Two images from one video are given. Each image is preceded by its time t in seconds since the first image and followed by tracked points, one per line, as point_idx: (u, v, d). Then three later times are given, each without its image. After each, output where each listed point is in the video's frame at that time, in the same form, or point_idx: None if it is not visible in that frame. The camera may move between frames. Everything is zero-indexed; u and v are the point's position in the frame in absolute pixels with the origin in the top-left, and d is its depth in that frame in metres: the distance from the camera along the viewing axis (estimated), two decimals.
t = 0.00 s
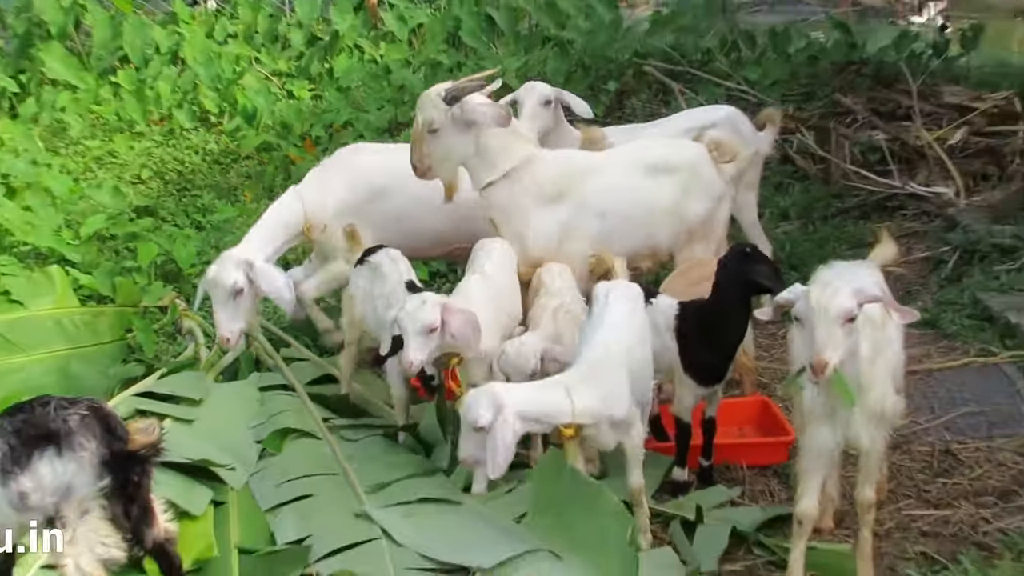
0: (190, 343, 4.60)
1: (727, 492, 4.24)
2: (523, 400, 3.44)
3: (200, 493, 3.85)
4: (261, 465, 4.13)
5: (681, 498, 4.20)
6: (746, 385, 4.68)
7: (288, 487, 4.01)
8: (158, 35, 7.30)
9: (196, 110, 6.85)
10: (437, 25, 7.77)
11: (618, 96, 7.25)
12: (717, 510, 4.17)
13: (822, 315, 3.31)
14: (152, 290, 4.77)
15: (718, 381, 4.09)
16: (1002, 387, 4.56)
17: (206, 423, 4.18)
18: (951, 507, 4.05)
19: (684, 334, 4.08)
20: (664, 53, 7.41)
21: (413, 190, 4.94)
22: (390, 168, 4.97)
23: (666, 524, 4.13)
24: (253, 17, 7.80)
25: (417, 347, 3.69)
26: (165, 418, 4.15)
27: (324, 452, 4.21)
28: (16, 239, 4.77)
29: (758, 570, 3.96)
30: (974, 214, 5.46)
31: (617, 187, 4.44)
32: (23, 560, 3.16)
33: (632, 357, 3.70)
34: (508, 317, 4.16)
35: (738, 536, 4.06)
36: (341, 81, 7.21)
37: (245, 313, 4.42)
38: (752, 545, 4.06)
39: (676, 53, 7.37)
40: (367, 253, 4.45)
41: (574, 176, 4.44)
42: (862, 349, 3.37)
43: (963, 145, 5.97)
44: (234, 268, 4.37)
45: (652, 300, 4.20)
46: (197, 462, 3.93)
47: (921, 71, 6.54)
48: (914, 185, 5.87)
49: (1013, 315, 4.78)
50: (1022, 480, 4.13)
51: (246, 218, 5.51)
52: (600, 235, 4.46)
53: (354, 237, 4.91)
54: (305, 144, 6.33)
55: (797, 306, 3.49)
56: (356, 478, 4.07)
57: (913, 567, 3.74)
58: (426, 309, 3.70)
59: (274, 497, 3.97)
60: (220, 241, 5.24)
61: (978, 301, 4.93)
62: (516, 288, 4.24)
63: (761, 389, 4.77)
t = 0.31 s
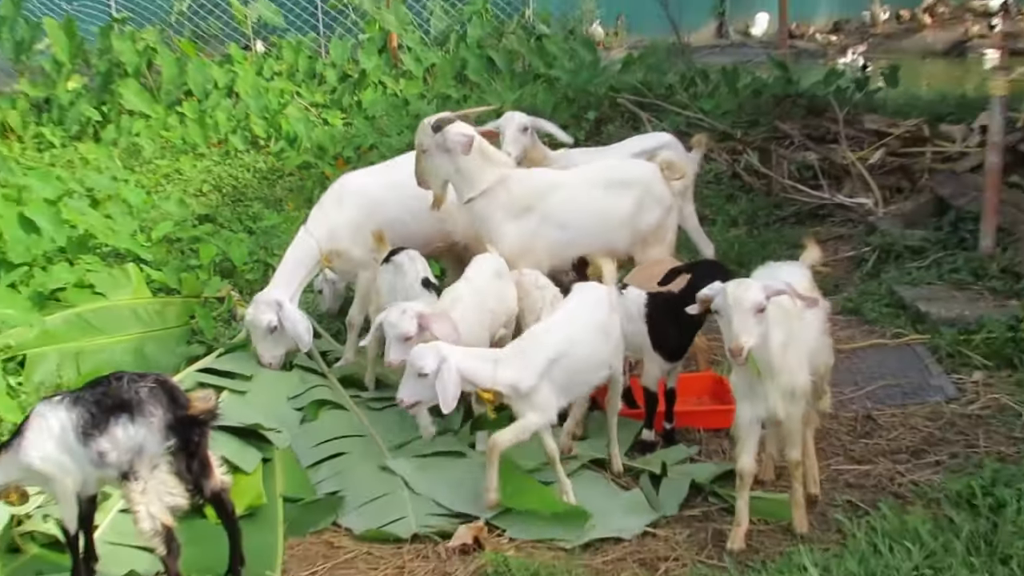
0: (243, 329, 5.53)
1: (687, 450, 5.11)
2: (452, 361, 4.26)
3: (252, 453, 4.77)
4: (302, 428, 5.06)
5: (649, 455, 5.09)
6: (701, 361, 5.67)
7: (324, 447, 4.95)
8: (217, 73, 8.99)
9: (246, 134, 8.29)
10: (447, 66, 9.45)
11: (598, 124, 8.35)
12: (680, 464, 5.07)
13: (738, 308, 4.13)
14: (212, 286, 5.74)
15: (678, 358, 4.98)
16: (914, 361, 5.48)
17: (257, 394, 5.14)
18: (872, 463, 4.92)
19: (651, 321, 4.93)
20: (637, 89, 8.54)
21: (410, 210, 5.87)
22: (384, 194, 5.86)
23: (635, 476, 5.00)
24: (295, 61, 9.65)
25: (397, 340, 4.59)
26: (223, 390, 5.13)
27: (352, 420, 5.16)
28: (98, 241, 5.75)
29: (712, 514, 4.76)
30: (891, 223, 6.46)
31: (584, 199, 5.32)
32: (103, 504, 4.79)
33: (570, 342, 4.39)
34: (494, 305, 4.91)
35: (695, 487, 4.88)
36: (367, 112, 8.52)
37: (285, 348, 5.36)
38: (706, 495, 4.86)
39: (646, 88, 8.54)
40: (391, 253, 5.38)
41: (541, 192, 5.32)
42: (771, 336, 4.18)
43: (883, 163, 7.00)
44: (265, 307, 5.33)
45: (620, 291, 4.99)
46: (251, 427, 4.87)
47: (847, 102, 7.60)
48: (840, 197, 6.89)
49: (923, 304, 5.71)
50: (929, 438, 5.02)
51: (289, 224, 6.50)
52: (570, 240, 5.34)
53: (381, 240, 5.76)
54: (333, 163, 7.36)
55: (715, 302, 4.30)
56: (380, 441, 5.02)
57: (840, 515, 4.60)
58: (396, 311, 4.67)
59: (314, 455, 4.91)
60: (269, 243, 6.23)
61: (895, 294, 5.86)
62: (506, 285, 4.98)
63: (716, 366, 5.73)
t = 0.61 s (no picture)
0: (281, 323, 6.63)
1: (656, 425, 6.00)
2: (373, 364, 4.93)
3: (290, 427, 5.70)
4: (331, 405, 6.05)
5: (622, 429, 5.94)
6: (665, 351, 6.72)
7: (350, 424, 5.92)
8: (262, 108, 10.89)
9: (288, 159, 10.27)
10: (456, 102, 11.08)
11: (581, 153, 9.63)
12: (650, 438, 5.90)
13: (678, 302, 4.89)
14: (258, 287, 6.88)
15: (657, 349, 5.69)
16: (845, 350, 6.49)
17: (293, 376, 6.15)
18: (810, 437, 5.67)
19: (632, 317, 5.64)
20: (615, 123, 9.82)
21: (417, 227, 6.83)
22: (392, 213, 6.81)
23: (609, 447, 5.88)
24: (329, 98, 11.34)
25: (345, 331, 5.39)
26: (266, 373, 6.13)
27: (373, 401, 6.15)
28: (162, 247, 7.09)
29: (678, 479, 5.55)
30: (827, 235, 7.83)
31: (564, 215, 6.35)
32: (166, 468, 5.61)
33: (486, 347, 4.96)
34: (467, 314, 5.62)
35: (660, 455, 5.70)
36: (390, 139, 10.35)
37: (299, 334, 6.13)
38: (672, 462, 5.67)
39: (622, 122, 9.82)
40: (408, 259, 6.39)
41: (528, 208, 6.33)
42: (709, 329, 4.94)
43: (820, 186, 8.51)
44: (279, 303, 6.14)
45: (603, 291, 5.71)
46: (289, 405, 5.84)
47: (791, 134, 9.27)
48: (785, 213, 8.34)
49: (853, 304, 6.83)
50: (858, 416, 5.82)
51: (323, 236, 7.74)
52: (554, 249, 6.35)
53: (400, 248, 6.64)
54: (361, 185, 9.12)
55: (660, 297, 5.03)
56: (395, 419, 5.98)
57: (783, 480, 5.31)
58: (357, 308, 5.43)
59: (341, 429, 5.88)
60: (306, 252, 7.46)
61: (830, 294, 7.03)
62: (482, 297, 5.70)
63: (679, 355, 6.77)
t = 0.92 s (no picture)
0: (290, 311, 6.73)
1: (659, 413, 5.63)
2: (311, 373, 4.85)
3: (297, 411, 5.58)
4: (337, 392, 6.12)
5: (626, 417, 5.58)
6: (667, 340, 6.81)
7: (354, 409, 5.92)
8: (272, 103, 11.22)
9: (298, 153, 10.58)
10: (463, 97, 11.51)
11: (585, 147, 9.91)
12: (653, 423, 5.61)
13: (675, 286, 4.72)
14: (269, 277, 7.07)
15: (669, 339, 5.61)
16: (845, 340, 6.55)
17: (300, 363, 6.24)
18: (809, 426, 5.53)
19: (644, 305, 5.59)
20: (617, 118, 10.13)
21: (418, 219, 6.60)
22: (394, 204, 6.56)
23: (614, 434, 5.50)
24: (338, 92, 11.71)
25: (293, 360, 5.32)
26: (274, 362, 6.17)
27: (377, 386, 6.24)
28: (175, 238, 7.38)
29: (678, 466, 5.21)
30: (825, 228, 8.04)
31: (567, 206, 6.48)
32: (177, 452, 5.21)
33: (417, 344, 4.85)
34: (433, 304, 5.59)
35: (664, 444, 5.35)
36: (397, 134, 10.83)
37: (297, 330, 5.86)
38: (673, 450, 5.33)
39: (624, 117, 10.11)
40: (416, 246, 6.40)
41: (530, 200, 6.48)
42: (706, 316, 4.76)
43: (818, 179, 8.74)
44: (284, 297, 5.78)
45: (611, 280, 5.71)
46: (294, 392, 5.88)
47: (790, 130, 9.61)
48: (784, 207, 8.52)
49: (851, 296, 6.96)
50: (856, 405, 5.73)
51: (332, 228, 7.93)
52: (554, 239, 6.47)
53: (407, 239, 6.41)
54: (368, 176, 9.64)
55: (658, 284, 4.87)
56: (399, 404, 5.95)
57: (782, 468, 5.09)
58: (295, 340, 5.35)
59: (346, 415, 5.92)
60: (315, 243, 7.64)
61: (829, 286, 7.16)
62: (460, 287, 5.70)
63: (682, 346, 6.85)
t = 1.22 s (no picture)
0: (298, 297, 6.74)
1: (666, 400, 5.62)
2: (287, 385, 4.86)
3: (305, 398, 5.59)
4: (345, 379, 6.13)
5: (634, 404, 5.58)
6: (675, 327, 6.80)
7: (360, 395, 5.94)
8: (279, 91, 11.22)
9: (305, 140, 10.58)
10: (469, 85, 11.51)
11: (591, 133, 9.90)
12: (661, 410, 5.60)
13: (649, 292, 4.98)
14: (275, 264, 7.09)
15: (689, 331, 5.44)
16: (852, 327, 6.54)
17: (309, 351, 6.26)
18: (817, 413, 5.52)
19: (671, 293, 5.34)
20: (624, 104, 10.12)
21: (412, 204, 6.73)
22: (388, 190, 6.72)
23: (622, 421, 5.50)
24: (345, 79, 11.69)
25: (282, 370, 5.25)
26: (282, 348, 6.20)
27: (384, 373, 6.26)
28: (182, 225, 7.41)
29: (684, 452, 5.21)
30: (833, 215, 8.03)
31: (570, 193, 6.44)
32: (186, 437, 5.21)
33: (371, 338, 4.79)
34: (412, 289, 5.71)
35: (672, 430, 5.35)
36: (403, 121, 10.81)
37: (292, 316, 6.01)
38: (681, 436, 5.33)
39: (631, 104, 10.09)
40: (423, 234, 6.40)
41: (538, 183, 6.49)
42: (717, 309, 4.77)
43: (826, 166, 8.71)
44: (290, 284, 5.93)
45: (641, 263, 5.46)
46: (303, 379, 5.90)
47: (797, 116, 9.60)
48: (791, 193, 8.50)
49: (858, 282, 6.95)
50: (864, 391, 5.73)
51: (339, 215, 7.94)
52: (558, 226, 6.45)
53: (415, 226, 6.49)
54: (375, 163, 9.63)
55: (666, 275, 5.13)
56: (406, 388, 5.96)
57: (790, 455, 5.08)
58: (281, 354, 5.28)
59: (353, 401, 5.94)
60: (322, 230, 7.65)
61: (836, 273, 7.15)
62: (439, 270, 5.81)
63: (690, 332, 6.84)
